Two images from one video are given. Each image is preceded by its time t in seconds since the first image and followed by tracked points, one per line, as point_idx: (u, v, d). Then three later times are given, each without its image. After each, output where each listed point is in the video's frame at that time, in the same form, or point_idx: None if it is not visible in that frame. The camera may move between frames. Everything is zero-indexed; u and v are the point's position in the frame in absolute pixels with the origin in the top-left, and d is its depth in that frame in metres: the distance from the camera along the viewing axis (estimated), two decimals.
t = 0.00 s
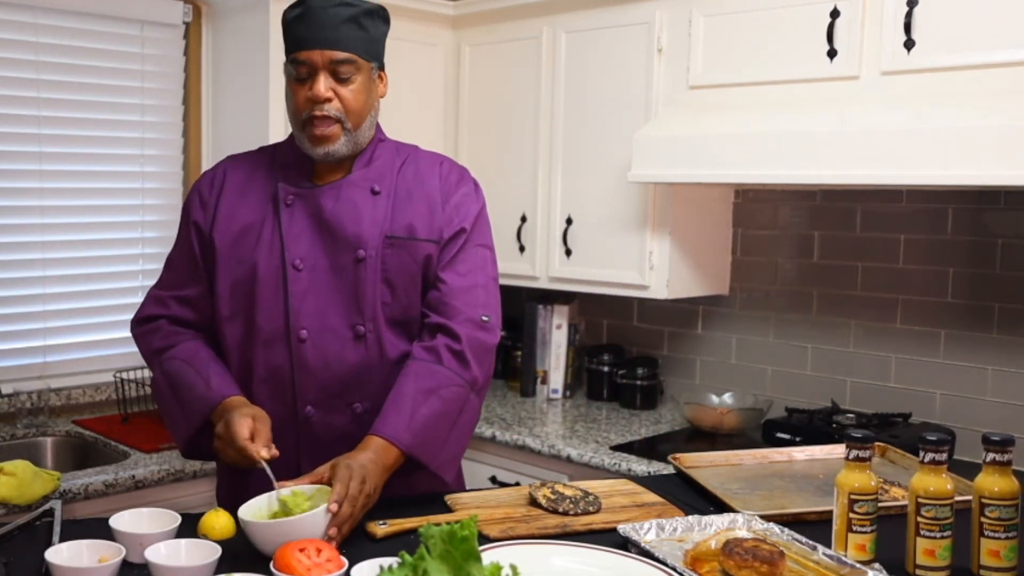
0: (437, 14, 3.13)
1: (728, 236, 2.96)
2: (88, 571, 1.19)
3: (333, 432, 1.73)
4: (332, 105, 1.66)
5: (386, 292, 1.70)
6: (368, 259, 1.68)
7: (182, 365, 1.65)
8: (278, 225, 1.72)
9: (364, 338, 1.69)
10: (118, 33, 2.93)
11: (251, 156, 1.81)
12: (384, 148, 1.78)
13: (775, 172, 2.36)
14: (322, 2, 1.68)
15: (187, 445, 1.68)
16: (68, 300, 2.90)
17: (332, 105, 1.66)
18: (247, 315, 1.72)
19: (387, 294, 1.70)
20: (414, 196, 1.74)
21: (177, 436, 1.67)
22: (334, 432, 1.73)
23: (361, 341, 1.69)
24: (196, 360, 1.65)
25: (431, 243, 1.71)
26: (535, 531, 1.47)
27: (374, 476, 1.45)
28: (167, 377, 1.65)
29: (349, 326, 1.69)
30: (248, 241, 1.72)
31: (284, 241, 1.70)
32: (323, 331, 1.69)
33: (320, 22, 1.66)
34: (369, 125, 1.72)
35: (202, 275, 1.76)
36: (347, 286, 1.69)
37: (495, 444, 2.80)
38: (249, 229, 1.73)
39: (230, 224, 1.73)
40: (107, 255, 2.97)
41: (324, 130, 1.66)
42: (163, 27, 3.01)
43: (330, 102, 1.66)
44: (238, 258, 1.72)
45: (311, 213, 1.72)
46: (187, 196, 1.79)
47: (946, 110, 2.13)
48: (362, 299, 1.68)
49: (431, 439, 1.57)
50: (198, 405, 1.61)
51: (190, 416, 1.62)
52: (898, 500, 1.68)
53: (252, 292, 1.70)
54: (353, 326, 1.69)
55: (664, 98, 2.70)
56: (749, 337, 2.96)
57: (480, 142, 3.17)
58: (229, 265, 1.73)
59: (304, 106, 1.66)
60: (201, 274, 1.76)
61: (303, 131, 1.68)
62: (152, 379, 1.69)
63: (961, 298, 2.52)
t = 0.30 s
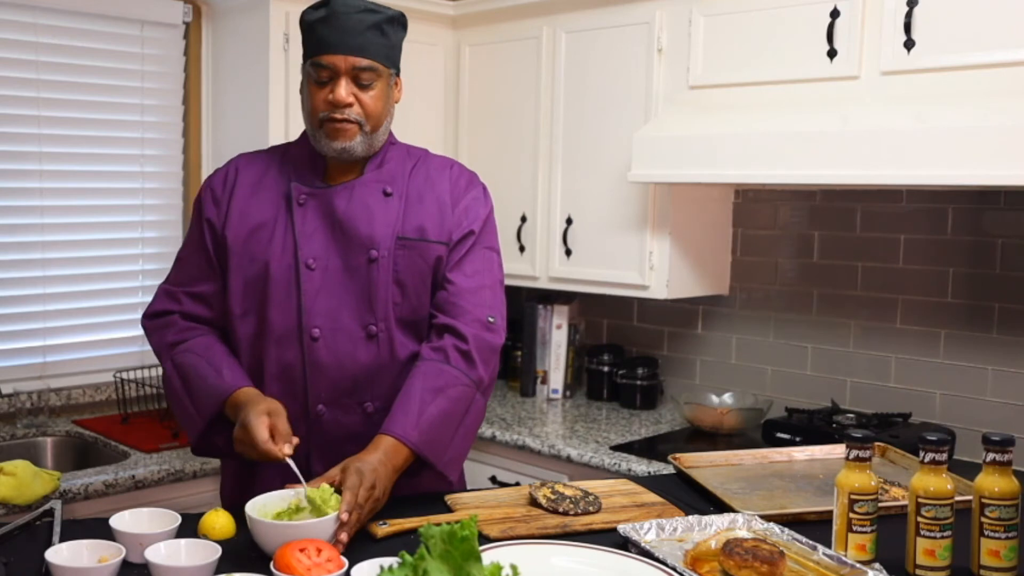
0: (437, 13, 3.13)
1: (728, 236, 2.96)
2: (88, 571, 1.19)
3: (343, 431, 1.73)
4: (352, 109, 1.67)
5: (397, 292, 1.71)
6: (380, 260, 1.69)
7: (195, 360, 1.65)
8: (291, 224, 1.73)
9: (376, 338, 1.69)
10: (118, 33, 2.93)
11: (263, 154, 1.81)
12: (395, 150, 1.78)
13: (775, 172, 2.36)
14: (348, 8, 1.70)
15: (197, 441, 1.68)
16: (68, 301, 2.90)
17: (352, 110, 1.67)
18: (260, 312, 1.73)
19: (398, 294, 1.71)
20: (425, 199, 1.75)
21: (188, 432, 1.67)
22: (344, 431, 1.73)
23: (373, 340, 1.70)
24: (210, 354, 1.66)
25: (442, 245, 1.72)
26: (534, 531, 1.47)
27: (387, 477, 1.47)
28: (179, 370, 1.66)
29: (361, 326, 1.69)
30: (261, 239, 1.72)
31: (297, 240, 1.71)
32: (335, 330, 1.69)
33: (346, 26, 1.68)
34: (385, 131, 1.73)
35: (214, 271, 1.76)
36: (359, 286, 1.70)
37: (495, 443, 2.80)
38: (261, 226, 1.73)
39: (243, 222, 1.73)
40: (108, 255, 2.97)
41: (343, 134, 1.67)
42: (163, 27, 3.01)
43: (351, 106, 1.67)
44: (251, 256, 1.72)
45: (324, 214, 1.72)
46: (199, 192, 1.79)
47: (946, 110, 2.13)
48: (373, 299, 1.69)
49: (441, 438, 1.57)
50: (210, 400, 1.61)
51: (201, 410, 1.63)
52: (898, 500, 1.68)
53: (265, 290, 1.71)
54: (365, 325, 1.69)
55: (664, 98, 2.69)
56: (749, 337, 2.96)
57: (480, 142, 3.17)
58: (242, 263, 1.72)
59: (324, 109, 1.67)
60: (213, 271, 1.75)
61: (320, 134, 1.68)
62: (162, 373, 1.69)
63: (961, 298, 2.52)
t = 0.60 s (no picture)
0: (436, 13, 3.12)
1: (728, 236, 2.96)
2: (88, 571, 1.19)
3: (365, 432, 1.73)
4: (383, 119, 1.67)
5: (419, 294, 1.72)
6: (400, 262, 1.70)
7: (198, 366, 1.65)
8: (308, 227, 1.72)
9: (398, 339, 1.70)
10: (118, 34, 2.93)
11: (273, 158, 1.80)
12: (409, 153, 1.79)
13: (775, 172, 2.36)
14: (379, 15, 1.70)
15: (207, 446, 1.68)
16: (68, 301, 2.90)
17: (383, 119, 1.67)
18: (277, 316, 1.72)
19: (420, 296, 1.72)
20: (443, 202, 1.77)
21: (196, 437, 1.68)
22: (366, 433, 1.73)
23: (394, 341, 1.70)
24: (212, 359, 1.65)
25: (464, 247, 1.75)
26: (534, 531, 1.47)
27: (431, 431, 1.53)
28: (183, 377, 1.66)
29: (382, 327, 1.70)
30: (277, 242, 1.72)
31: (315, 242, 1.71)
32: (355, 332, 1.69)
33: (379, 34, 1.67)
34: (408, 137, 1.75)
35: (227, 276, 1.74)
36: (379, 288, 1.70)
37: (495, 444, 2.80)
38: (277, 229, 1.72)
39: (257, 226, 1.72)
40: (109, 255, 2.97)
41: (371, 142, 1.67)
42: (163, 27, 3.01)
43: (381, 115, 1.67)
44: (266, 260, 1.71)
45: (340, 216, 1.73)
46: (209, 197, 1.77)
47: (946, 110, 2.13)
48: (394, 301, 1.70)
49: (483, 415, 1.61)
50: (211, 405, 1.61)
51: (203, 416, 1.63)
52: (898, 500, 1.68)
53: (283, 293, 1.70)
54: (386, 326, 1.70)
55: (664, 98, 2.69)
56: (750, 337, 2.96)
57: (480, 142, 3.17)
58: (258, 267, 1.72)
59: (354, 117, 1.66)
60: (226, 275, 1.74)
61: (348, 141, 1.68)
62: (170, 380, 1.70)
63: (961, 298, 2.52)
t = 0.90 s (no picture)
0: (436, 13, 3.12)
1: (728, 236, 2.96)
2: (88, 571, 1.19)
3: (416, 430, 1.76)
4: (432, 127, 1.70)
5: (464, 292, 1.77)
6: (444, 261, 1.76)
7: (263, 361, 1.62)
8: (348, 228, 1.74)
9: (446, 337, 1.75)
10: (118, 34, 2.93)
11: (301, 160, 1.79)
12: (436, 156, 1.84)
13: (775, 172, 2.36)
14: (426, 24, 1.71)
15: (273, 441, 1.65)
16: (68, 301, 2.90)
17: (432, 127, 1.70)
18: (323, 318, 1.72)
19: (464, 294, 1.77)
20: (475, 203, 1.84)
21: (263, 433, 1.64)
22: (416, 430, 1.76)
23: (442, 339, 1.75)
24: (279, 353, 1.63)
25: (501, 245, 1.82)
26: (535, 531, 1.47)
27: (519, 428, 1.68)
28: (247, 372, 1.63)
29: (430, 326, 1.74)
30: (320, 244, 1.72)
31: (358, 243, 1.72)
32: (404, 331, 1.73)
33: (427, 45, 1.70)
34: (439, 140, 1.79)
35: (268, 278, 1.72)
36: (425, 288, 1.74)
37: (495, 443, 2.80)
38: (318, 231, 1.72)
39: (298, 228, 1.71)
40: (110, 255, 2.97)
41: (418, 150, 1.70)
42: (163, 27, 3.01)
43: (431, 124, 1.70)
44: (311, 263, 1.71)
45: (379, 218, 1.75)
46: (242, 200, 1.73)
47: (946, 110, 2.13)
48: (441, 299, 1.74)
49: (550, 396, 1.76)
50: (292, 395, 1.59)
51: (280, 407, 1.60)
52: (898, 500, 1.68)
53: (328, 295, 1.71)
54: (433, 325, 1.74)
55: (664, 98, 2.69)
56: (750, 337, 2.96)
57: (480, 141, 3.17)
58: (302, 268, 1.70)
59: (402, 125, 1.68)
60: (267, 278, 1.71)
61: (395, 148, 1.69)
62: (227, 380, 1.64)
63: (961, 298, 2.52)
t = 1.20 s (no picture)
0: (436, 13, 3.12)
1: (728, 236, 2.96)
2: (88, 571, 1.19)
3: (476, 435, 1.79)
4: (491, 136, 1.71)
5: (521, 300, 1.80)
6: (504, 270, 1.78)
7: (349, 388, 1.60)
8: (414, 237, 1.74)
9: (507, 345, 1.78)
10: (118, 34, 2.93)
11: (360, 164, 1.76)
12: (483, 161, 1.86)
13: (775, 172, 2.36)
14: (494, 35, 1.72)
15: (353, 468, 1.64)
16: (68, 301, 2.90)
17: (490, 136, 1.71)
18: (391, 326, 1.73)
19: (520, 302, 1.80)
20: (523, 208, 1.86)
21: (345, 460, 1.64)
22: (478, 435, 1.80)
23: (503, 346, 1.78)
24: (364, 382, 1.60)
25: (548, 253, 1.86)
26: (534, 531, 1.47)
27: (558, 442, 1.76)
28: (332, 400, 1.60)
29: (493, 334, 1.77)
30: (389, 253, 1.71)
31: (425, 253, 1.73)
32: (469, 340, 1.75)
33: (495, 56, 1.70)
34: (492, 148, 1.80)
35: (338, 287, 1.69)
36: (489, 296, 1.76)
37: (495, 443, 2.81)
38: (386, 240, 1.71)
39: (369, 238, 1.69)
40: (109, 255, 2.97)
41: (474, 158, 1.71)
42: (163, 27, 3.01)
43: (489, 133, 1.71)
44: (380, 272, 1.71)
45: (440, 226, 1.76)
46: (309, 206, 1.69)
47: (947, 110, 2.13)
48: (503, 308, 1.77)
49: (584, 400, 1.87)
50: (378, 432, 1.58)
51: (366, 441, 1.59)
52: (899, 500, 1.68)
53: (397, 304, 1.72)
54: (496, 334, 1.77)
55: (664, 97, 2.69)
56: (750, 337, 2.96)
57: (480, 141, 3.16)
58: (372, 277, 1.70)
59: (462, 132, 1.69)
60: (337, 287, 1.69)
61: (453, 155, 1.70)
62: (311, 404, 1.61)
63: (961, 298, 2.52)
